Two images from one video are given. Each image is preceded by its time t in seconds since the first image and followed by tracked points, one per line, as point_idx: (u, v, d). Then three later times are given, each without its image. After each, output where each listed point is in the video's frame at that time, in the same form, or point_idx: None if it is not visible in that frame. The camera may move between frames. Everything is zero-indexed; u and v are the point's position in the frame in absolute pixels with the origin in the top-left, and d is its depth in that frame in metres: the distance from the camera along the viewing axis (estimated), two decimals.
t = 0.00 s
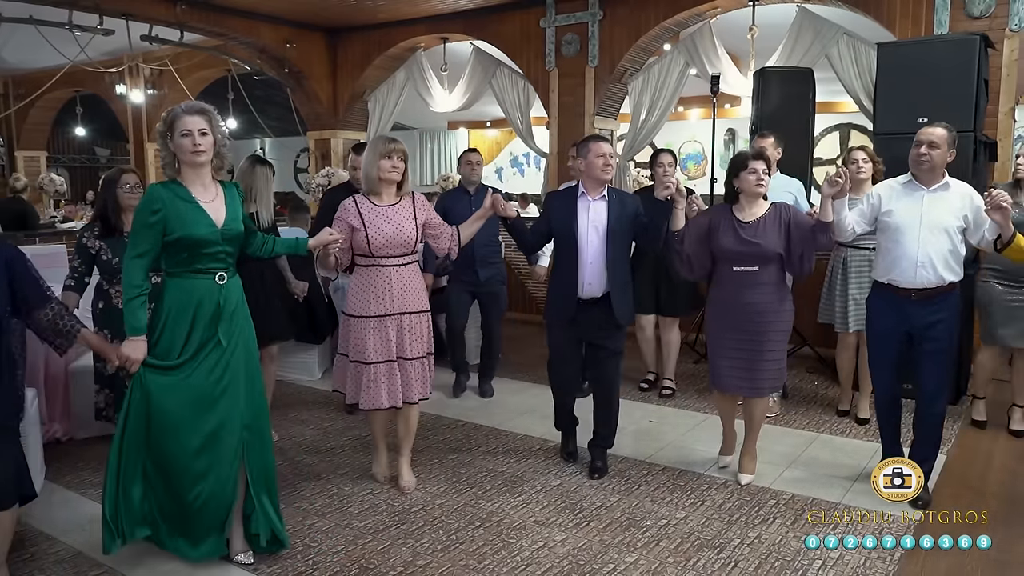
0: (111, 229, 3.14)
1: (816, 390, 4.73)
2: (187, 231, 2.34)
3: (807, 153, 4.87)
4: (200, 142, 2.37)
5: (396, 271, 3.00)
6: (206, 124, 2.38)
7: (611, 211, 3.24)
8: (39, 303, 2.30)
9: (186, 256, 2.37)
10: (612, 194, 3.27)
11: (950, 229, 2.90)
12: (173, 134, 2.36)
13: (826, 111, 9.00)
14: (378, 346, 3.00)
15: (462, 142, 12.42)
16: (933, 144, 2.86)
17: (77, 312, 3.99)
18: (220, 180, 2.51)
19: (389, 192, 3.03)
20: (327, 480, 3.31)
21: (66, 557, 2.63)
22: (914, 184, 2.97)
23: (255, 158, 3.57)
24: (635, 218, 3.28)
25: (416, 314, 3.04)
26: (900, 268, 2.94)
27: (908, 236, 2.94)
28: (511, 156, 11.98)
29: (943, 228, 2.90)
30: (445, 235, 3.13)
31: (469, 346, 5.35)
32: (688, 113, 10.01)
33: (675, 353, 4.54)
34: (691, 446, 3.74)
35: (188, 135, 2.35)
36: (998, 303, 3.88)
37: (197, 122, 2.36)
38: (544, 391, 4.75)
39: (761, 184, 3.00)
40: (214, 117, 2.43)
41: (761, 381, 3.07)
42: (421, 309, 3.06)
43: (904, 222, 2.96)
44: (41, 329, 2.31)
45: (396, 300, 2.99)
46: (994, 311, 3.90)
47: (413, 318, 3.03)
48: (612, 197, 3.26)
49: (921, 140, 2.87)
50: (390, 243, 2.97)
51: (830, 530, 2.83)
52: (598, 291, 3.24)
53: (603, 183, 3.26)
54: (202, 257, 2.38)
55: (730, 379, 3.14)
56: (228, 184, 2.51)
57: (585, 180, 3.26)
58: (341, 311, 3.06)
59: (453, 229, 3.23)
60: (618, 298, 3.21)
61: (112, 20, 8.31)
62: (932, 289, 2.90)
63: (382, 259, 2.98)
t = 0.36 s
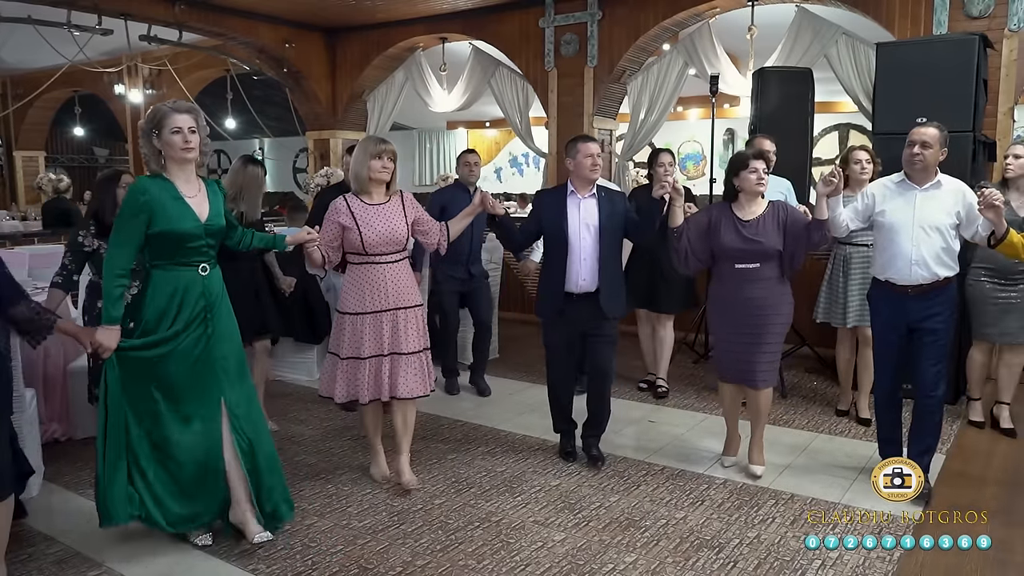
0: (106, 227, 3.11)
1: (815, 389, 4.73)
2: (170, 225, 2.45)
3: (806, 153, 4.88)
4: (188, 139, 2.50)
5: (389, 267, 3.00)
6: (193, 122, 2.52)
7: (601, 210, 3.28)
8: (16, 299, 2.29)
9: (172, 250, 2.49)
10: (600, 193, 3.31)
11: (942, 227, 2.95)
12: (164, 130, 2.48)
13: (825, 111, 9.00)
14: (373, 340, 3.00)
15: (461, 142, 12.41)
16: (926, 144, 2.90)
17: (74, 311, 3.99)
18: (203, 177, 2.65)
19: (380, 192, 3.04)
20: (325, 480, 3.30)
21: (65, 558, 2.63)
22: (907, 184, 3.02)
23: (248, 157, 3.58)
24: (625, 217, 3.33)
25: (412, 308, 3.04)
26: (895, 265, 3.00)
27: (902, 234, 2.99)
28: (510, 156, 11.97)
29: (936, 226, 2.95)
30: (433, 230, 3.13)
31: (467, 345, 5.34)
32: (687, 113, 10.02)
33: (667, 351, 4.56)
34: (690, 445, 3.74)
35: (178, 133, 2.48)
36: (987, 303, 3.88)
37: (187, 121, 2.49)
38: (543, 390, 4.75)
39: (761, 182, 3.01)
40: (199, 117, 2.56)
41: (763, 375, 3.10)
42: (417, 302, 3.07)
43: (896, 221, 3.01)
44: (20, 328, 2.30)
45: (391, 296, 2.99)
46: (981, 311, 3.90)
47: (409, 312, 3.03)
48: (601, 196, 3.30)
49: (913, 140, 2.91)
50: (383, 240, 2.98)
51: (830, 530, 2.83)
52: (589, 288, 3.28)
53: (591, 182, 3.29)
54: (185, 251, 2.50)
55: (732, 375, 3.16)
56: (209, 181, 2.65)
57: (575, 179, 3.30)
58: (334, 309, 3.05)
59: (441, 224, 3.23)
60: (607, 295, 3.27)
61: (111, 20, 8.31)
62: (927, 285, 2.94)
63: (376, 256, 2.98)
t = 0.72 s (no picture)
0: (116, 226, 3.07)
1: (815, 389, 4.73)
2: (156, 226, 2.49)
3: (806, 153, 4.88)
4: (176, 143, 2.53)
5: (390, 264, 3.00)
6: (181, 126, 2.54)
7: (609, 210, 3.37)
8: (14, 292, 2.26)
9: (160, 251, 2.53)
10: (606, 194, 3.40)
11: (960, 227, 2.97)
12: (151, 134, 2.51)
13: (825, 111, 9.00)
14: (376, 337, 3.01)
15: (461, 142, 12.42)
16: (945, 144, 2.92)
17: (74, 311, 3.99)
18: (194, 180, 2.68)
19: (383, 190, 3.05)
20: (325, 480, 3.30)
21: (64, 558, 2.63)
22: (924, 184, 3.03)
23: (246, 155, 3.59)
24: (632, 216, 3.42)
25: (416, 304, 3.06)
26: (912, 264, 3.01)
27: (920, 233, 3.01)
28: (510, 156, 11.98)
29: (953, 226, 2.97)
30: (440, 227, 3.17)
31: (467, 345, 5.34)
32: (687, 113, 10.03)
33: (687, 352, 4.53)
34: (690, 445, 3.74)
35: (166, 136, 2.51)
36: (993, 300, 3.88)
37: (174, 125, 2.52)
38: (544, 390, 4.75)
39: (772, 182, 3.03)
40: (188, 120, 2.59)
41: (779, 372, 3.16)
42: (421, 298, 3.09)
43: (913, 221, 3.02)
44: (21, 320, 2.28)
45: (394, 293, 3.00)
46: (987, 308, 3.88)
47: (412, 309, 3.05)
48: (608, 196, 3.39)
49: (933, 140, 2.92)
50: (384, 238, 2.98)
51: (830, 530, 2.83)
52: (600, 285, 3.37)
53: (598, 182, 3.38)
54: (171, 251, 2.53)
55: (748, 373, 3.20)
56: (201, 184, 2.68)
57: (582, 181, 3.37)
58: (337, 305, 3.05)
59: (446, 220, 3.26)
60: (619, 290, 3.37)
61: (110, 20, 8.31)
62: (943, 284, 2.98)
63: (378, 254, 2.99)
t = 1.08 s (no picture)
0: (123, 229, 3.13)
1: (816, 389, 4.72)
2: (144, 222, 2.50)
3: (807, 153, 4.89)
4: (165, 142, 2.55)
5: (387, 264, 3.00)
6: (169, 125, 2.56)
7: (618, 210, 3.40)
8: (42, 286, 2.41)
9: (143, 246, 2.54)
10: (615, 193, 3.43)
11: (978, 227, 2.98)
12: (140, 132, 2.53)
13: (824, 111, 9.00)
14: (371, 337, 3.01)
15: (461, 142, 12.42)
16: (962, 145, 2.93)
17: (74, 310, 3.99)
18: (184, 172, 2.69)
19: (389, 190, 3.05)
20: (325, 480, 3.30)
21: (64, 558, 2.63)
22: (941, 184, 3.04)
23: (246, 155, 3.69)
24: (641, 215, 3.45)
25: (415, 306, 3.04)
26: (930, 264, 3.01)
27: (938, 233, 3.00)
28: (510, 156, 11.98)
29: (972, 226, 2.97)
30: (449, 228, 3.16)
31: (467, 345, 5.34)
32: (687, 113, 10.04)
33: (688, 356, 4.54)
34: (692, 445, 3.74)
35: (154, 135, 2.53)
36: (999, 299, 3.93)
37: (162, 124, 2.54)
38: (544, 390, 4.75)
39: (783, 182, 3.05)
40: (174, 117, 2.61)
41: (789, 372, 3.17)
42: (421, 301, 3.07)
43: (932, 222, 3.02)
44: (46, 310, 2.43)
45: (389, 292, 2.99)
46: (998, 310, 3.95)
47: (412, 310, 3.03)
48: (616, 196, 3.42)
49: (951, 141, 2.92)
50: (383, 239, 2.98)
51: (830, 530, 2.83)
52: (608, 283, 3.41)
53: (607, 183, 3.41)
54: (157, 246, 2.54)
55: (763, 373, 3.21)
56: (190, 176, 2.69)
57: (591, 181, 3.41)
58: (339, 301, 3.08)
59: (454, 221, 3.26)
60: (633, 285, 3.36)
61: (110, 20, 8.31)
62: (960, 285, 2.97)
63: (377, 254, 2.99)
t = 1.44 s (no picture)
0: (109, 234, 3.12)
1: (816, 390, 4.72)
2: (120, 227, 2.60)
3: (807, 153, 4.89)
4: (143, 146, 2.65)
5: (369, 267, 3.02)
6: (148, 131, 2.66)
7: (607, 211, 3.40)
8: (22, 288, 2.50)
9: (119, 249, 2.63)
10: (605, 194, 3.43)
11: (963, 228, 2.96)
12: (118, 137, 2.62)
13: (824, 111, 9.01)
14: (355, 339, 3.04)
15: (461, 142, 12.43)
16: (950, 146, 2.93)
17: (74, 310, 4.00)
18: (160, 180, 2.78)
19: (371, 192, 3.05)
20: (326, 480, 3.31)
21: (65, 558, 2.63)
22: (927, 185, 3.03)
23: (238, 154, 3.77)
24: (630, 217, 3.44)
25: (394, 309, 3.06)
26: (916, 264, 3.01)
27: (924, 234, 3.00)
28: (510, 156, 11.98)
29: (957, 227, 2.96)
30: (430, 229, 3.15)
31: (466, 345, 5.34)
32: (687, 113, 10.06)
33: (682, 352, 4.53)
34: (691, 445, 3.74)
35: (132, 139, 2.62)
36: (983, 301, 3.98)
37: (141, 129, 2.63)
38: (544, 390, 4.75)
39: (764, 184, 3.07)
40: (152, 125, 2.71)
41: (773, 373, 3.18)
42: (403, 303, 3.08)
43: (917, 222, 3.02)
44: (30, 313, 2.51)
45: (371, 294, 3.02)
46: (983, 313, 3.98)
47: (388, 313, 3.05)
48: (606, 197, 3.42)
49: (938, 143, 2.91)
50: (364, 242, 2.99)
51: (829, 530, 2.83)
52: (595, 284, 3.41)
53: (597, 184, 3.42)
54: (134, 251, 2.65)
55: (746, 372, 3.24)
56: (167, 184, 2.78)
57: (582, 182, 3.43)
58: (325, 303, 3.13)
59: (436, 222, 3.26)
60: (618, 287, 3.38)
61: (111, 20, 8.31)
62: (944, 285, 2.98)
63: (359, 257, 3.01)
